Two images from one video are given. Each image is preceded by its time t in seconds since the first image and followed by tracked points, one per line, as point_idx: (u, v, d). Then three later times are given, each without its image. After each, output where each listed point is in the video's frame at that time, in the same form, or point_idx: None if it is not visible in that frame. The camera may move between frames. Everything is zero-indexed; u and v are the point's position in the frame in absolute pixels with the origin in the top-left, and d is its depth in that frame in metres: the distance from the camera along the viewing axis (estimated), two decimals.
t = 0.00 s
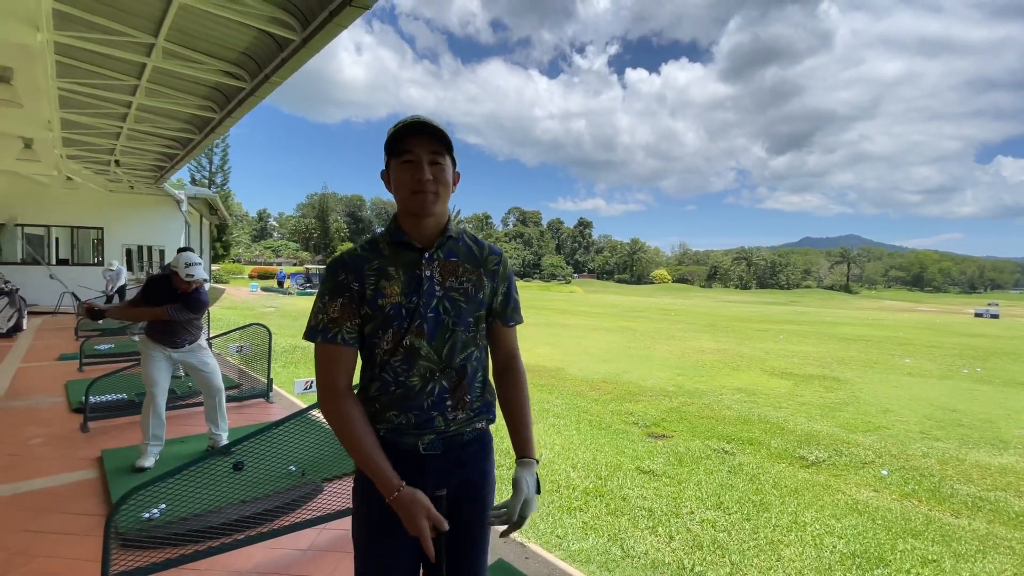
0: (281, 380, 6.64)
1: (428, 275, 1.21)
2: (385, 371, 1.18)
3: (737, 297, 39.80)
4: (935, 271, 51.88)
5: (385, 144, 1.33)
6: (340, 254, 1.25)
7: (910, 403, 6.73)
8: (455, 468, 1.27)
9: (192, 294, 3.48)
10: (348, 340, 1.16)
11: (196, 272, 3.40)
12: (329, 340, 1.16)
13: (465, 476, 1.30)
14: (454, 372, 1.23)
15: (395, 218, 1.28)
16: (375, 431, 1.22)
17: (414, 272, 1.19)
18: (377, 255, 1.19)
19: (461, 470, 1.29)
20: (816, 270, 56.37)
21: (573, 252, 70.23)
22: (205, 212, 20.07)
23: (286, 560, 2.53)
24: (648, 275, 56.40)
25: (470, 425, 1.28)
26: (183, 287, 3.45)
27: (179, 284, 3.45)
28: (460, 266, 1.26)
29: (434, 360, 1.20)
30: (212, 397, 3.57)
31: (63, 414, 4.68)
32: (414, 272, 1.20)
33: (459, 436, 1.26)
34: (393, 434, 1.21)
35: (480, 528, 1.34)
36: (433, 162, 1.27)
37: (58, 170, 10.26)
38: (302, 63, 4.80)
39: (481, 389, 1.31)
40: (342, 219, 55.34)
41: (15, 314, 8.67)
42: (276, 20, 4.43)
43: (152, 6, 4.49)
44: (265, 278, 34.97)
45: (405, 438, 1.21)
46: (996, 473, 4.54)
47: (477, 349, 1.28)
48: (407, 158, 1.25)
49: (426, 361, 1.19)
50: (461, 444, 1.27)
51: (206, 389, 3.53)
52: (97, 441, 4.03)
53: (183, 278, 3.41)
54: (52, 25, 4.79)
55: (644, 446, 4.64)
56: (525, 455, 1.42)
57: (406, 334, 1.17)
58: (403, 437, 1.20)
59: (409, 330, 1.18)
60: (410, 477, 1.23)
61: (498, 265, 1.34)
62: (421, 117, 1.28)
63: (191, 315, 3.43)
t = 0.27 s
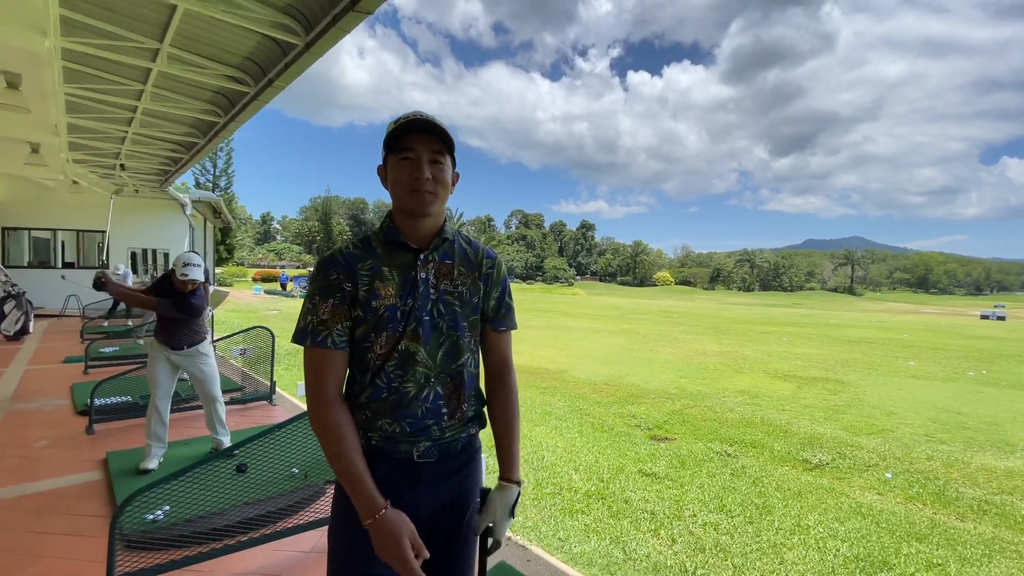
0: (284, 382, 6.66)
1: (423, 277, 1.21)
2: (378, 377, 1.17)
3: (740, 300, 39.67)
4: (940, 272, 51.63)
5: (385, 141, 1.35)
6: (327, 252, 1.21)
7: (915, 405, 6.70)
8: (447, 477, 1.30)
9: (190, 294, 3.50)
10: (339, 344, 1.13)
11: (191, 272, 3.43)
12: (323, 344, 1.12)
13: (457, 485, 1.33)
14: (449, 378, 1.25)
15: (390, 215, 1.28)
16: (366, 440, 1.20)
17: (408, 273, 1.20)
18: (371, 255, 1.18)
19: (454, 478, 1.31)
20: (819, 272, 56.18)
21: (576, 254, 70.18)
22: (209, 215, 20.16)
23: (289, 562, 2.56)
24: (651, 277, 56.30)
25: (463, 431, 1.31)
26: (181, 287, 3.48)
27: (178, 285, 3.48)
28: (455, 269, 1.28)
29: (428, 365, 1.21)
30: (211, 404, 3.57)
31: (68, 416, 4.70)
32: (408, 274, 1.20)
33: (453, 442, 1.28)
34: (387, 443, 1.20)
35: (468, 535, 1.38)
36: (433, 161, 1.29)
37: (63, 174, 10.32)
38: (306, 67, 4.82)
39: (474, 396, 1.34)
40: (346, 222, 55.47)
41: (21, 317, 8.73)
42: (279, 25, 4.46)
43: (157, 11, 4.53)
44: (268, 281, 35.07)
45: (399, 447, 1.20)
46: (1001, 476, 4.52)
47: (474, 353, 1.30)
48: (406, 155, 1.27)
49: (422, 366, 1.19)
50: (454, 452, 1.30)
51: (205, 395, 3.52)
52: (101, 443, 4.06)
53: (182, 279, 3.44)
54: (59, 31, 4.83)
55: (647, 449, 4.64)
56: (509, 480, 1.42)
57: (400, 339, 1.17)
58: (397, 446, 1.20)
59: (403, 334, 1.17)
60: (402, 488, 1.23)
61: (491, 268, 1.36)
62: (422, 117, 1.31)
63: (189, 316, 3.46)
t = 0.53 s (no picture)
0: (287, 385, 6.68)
1: (395, 283, 1.21)
2: (348, 389, 1.15)
3: (744, 302, 39.54)
4: (945, 274, 51.37)
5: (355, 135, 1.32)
6: (290, 256, 1.18)
7: (920, 408, 6.67)
8: (421, 486, 1.29)
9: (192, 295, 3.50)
10: (303, 353, 1.12)
11: (189, 272, 3.45)
12: (283, 354, 1.10)
13: (432, 493, 1.32)
14: (421, 386, 1.26)
15: (362, 214, 1.27)
16: (337, 452, 1.18)
17: (378, 280, 1.19)
18: (338, 260, 1.17)
19: (428, 486, 1.31)
20: (823, 274, 55.98)
21: (579, 257, 70.14)
22: (214, 219, 20.26)
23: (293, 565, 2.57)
24: (654, 280, 56.18)
25: (436, 440, 1.31)
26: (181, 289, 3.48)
27: (179, 288, 3.48)
28: (428, 274, 1.29)
29: (397, 374, 1.20)
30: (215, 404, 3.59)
31: (73, 419, 4.73)
32: (377, 282, 1.19)
33: (425, 452, 1.28)
34: (358, 456, 1.18)
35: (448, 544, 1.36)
36: (405, 160, 1.28)
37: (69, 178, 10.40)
38: (309, 72, 4.85)
39: (450, 402, 1.36)
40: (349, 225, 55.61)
41: (27, 320, 8.78)
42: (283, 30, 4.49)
43: (162, 17, 4.57)
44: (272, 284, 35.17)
45: (370, 460, 1.19)
46: (1007, 480, 4.49)
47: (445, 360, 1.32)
48: (378, 153, 1.26)
49: (392, 375, 1.19)
50: (428, 461, 1.30)
51: (206, 403, 3.52)
52: (106, 445, 4.08)
53: (183, 281, 3.45)
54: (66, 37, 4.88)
55: (651, 452, 4.62)
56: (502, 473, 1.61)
57: (369, 348, 1.16)
58: (368, 459, 1.19)
59: (373, 343, 1.17)
60: (374, 499, 1.22)
61: (464, 273, 1.39)
62: (396, 114, 1.29)
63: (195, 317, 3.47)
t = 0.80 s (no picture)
0: (290, 387, 6.69)
1: (386, 288, 1.23)
2: (343, 397, 1.16)
3: (747, 305, 39.43)
4: (949, 276, 51.13)
5: (341, 138, 1.30)
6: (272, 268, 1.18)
7: (925, 411, 6.64)
8: (421, 482, 1.30)
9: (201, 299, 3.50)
10: (277, 365, 1.13)
11: (198, 277, 3.45)
12: (264, 366, 1.11)
13: (433, 489, 1.33)
14: (416, 388, 1.28)
15: (350, 220, 1.27)
16: (337, 459, 1.19)
17: (369, 286, 1.20)
18: (326, 268, 1.16)
19: (429, 482, 1.33)
20: (827, 276, 55.82)
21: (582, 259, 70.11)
22: (217, 221, 20.32)
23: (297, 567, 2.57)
24: (657, 281, 56.11)
25: (431, 438, 1.34)
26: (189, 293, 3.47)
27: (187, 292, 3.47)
28: (419, 278, 1.31)
29: (392, 377, 1.21)
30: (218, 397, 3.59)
31: (77, 421, 4.74)
32: (368, 288, 1.20)
33: (423, 451, 1.30)
34: (358, 462, 1.19)
35: (459, 539, 1.36)
36: (394, 166, 1.27)
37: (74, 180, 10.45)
38: (314, 74, 4.87)
39: (441, 400, 1.39)
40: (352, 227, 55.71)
41: (31, 322, 8.79)
42: (288, 32, 4.51)
43: (168, 20, 4.59)
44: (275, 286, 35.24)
45: (371, 463, 1.20)
46: (1013, 482, 4.46)
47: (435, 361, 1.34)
48: (364, 157, 1.25)
49: (387, 379, 1.20)
50: (425, 460, 1.32)
51: (214, 404, 3.54)
52: (110, 447, 4.09)
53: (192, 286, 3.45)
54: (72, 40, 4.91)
55: (655, 455, 4.61)
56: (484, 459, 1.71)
57: (363, 354, 1.17)
58: (371, 461, 1.20)
59: (366, 348, 1.18)
60: (377, 501, 1.23)
61: (453, 274, 1.42)
62: (385, 120, 1.28)
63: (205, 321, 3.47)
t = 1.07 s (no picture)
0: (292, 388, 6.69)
1: (416, 284, 1.26)
2: (378, 387, 1.18)
3: (748, 306, 39.39)
4: (950, 277, 51.05)
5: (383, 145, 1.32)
6: (308, 264, 1.21)
7: (927, 412, 6.62)
8: (446, 479, 1.34)
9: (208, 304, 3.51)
10: (319, 352, 1.15)
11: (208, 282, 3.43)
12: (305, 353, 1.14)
13: (454, 485, 1.37)
14: (442, 381, 1.31)
15: (384, 225, 1.30)
16: (371, 452, 1.20)
17: (401, 281, 1.23)
18: (361, 262, 1.20)
19: (451, 477, 1.36)
20: (827, 277, 55.76)
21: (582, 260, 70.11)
22: (218, 222, 20.34)
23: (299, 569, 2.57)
24: (658, 283, 56.09)
25: (456, 433, 1.37)
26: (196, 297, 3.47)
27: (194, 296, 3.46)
28: (444, 277, 1.34)
29: (422, 370, 1.25)
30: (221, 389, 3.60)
31: (79, 422, 4.74)
32: (401, 282, 1.23)
33: (449, 445, 1.33)
34: (393, 453, 1.21)
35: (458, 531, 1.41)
36: (434, 180, 1.30)
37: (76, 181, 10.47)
38: (315, 76, 4.88)
39: (462, 396, 1.43)
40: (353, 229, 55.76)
41: (33, 323, 8.80)
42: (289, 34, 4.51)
43: (170, 21, 4.60)
44: (276, 287, 35.26)
45: (406, 456, 1.22)
46: (1015, 483, 4.45)
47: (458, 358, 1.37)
48: (406, 167, 1.27)
49: (418, 370, 1.23)
50: (450, 454, 1.35)
51: (221, 401, 3.55)
52: (112, 448, 4.09)
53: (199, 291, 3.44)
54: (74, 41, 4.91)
55: (656, 456, 4.61)
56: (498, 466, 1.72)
57: (395, 346, 1.20)
58: (406, 455, 1.22)
59: (397, 340, 1.20)
60: (409, 495, 1.24)
61: (474, 276, 1.46)
62: (429, 134, 1.31)
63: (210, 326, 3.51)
